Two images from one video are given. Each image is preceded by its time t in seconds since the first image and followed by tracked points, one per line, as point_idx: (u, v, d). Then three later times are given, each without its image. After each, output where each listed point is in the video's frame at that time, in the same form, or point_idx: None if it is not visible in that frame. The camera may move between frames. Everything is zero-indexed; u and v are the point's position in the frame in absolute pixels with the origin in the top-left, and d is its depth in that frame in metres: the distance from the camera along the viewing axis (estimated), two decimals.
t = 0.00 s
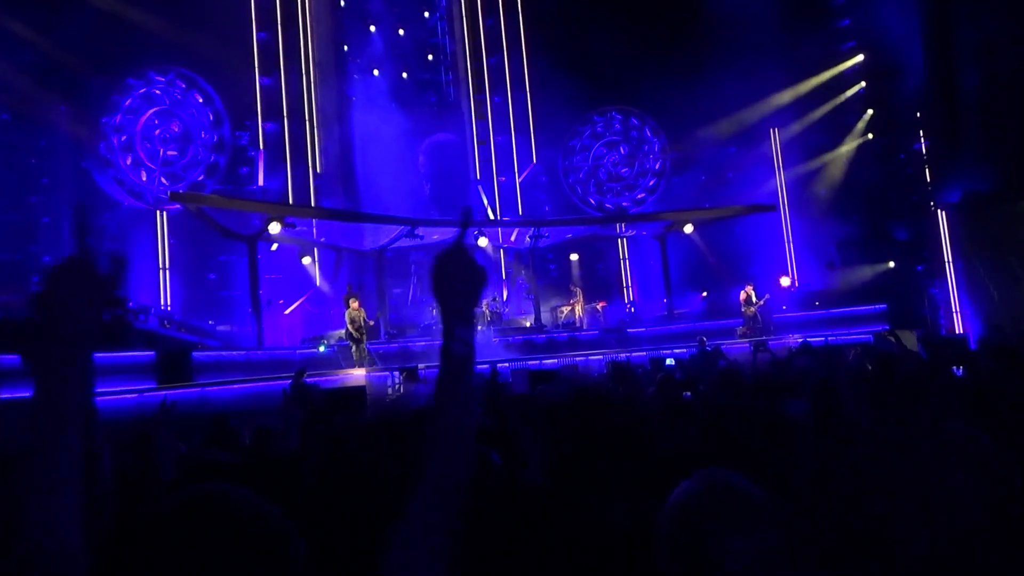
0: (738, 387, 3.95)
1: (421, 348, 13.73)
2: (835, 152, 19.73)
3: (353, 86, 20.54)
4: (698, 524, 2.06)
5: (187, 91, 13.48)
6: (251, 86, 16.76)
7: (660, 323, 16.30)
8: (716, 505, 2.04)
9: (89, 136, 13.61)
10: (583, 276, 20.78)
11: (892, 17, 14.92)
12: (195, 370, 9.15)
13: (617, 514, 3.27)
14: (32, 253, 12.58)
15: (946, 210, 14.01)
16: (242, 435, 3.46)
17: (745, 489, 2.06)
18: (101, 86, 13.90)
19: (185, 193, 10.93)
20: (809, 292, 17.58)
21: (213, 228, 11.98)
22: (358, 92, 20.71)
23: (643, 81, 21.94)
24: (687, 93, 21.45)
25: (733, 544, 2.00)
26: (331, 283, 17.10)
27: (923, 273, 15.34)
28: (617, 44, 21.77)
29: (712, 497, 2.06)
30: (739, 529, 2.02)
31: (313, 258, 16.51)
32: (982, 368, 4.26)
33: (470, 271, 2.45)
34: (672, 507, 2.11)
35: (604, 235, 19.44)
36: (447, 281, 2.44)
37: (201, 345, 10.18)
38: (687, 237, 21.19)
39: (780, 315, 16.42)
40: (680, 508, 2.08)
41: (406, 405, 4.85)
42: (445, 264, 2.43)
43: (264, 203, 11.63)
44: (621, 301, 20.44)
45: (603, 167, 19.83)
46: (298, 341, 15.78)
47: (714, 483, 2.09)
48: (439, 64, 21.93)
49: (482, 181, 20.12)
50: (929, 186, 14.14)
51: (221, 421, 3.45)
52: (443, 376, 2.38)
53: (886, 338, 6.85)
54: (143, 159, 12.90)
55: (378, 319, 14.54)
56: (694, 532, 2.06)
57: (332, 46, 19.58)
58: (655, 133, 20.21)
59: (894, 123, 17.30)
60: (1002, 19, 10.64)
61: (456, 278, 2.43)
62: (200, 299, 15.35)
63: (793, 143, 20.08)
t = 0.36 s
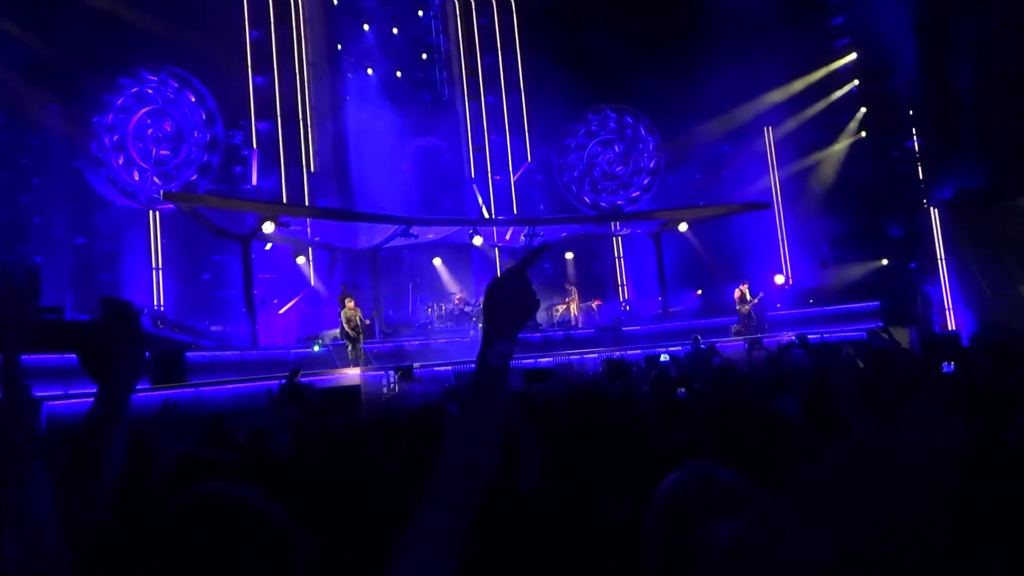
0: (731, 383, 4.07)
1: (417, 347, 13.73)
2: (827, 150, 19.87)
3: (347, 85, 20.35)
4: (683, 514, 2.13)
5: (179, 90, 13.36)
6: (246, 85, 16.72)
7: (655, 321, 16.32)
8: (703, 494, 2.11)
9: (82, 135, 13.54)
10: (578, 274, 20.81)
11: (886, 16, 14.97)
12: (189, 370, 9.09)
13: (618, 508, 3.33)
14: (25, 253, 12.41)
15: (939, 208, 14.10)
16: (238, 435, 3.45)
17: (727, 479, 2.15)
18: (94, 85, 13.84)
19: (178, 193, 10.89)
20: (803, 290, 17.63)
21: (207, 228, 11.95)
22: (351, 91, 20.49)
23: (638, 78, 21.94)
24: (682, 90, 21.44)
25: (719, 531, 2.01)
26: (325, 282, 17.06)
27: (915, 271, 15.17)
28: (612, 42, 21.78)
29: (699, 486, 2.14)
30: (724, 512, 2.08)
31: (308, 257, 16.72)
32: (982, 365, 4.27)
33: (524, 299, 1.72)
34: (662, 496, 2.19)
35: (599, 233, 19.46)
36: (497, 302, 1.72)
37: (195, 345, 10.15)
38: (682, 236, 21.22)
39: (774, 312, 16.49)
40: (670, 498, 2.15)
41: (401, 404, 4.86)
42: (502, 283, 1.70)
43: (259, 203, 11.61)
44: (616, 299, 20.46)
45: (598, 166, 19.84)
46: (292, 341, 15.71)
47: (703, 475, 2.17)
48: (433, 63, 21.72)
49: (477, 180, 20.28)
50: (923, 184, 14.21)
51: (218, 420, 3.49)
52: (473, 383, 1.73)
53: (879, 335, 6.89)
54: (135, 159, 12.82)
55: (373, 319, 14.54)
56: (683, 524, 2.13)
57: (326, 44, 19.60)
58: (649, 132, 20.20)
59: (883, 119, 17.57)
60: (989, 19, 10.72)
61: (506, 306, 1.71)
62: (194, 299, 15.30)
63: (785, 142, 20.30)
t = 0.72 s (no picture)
0: (727, 384, 4.11)
1: (415, 348, 13.71)
2: (825, 155, 19.80)
3: (346, 85, 20.29)
4: (680, 512, 2.20)
5: (178, 88, 13.36)
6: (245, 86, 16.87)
7: (652, 324, 16.33)
8: (699, 489, 2.18)
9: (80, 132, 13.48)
10: (575, 277, 20.84)
11: (885, 22, 15.02)
12: (186, 369, 9.02)
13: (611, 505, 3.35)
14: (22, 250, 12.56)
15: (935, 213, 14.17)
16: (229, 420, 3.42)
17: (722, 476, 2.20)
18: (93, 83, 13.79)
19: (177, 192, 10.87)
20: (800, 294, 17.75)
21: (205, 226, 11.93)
22: (350, 91, 20.40)
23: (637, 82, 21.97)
24: (681, 94, 21.52)
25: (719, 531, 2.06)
26: (322, 282, 16.84)
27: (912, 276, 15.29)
28: (611, 45, 21.80)
29: (696, 485, 2.20)
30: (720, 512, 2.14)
31: (307, 258, 16.66)
32: (974, 367, 4.35)
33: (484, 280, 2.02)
34: (661, 494, 2.25)
35: (597, 236, 19.46)
36: (456, 290, 1.98)
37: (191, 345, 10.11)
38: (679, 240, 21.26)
39: (771, 316, 16.51)
40: (667, 495, 2.22)
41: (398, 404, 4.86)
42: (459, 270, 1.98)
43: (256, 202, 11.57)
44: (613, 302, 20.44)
45: (597, 168, 19.86)
46: (289, 341, 15.76)
47: (699, 473, 2.23)
48: (433, 65, 21.91)
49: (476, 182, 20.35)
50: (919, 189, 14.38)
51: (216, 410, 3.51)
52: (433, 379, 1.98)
53: (875, 340, 6.91)
54: (134, 157, 12.79)
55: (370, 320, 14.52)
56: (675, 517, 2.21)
57: (326, 45, 19.58)
58: (648, 135, 20.20)
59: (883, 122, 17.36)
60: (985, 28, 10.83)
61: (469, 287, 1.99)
62: (191, 298, 15.28)
63: (783, 148, 20.23)
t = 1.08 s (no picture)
0: (730, 395, 4.08)
1: (415, 353, 13.72)
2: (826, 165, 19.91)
3: (348, 90, 20.29)
4: (691, 519, 2.14)
5: (182, 92, 13.50)
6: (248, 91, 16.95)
7: (652, 332, 16.33)
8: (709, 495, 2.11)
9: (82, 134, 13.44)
10: (575, 284, 20.88)
11: (887, 33, 15.08)
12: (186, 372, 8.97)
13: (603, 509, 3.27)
14: (22, 251, 12.48)
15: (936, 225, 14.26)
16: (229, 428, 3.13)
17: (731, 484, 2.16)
18: (95, 85, 13.80)
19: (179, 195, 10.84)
20: (801, 304, 17.67)
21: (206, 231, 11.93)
22: (353, 96, 20.47)
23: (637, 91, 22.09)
24: (682, 103, 21.58)
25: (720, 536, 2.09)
26: (323, 288, 17.02)
27: (913, 288, 15.41)
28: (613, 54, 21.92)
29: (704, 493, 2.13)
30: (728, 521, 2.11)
31: (308, 263, 16.65)
32: (975, 378, 4.34)
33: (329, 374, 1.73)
34: (668, 501, 2.18)
35: (598, 244, 19.47)
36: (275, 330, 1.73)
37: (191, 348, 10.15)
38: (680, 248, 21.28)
39: (771, 325, 16.48)
40: (676, 502, 2.14)
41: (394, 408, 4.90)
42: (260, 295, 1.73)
43: (260, 206, 11.65)
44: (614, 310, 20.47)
45: (598, 176, 19.93)
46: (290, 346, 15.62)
47: (708, 479, 2.17)
48: (435, 71, 22.36)
49: (477, 189, 20.30)
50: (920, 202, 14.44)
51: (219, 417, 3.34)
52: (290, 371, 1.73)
53: (873, 350, 6.94)
54: (137, 160, 12.80)
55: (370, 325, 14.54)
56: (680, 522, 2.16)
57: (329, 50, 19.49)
58: (650, 143, 20.17)
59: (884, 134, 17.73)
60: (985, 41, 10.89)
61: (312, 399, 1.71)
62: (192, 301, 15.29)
63: (783, 158, 20.35)
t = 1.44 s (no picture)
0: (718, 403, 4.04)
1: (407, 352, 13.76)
2: (820, 170, 19.69)
3: (345, 89, 20.49)
4: (685, 519, 2.01)
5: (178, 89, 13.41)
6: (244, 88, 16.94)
7: (644, 334, 16.41)
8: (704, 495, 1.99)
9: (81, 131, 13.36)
10: (569, 284, 20.95)
11: (883, 41, 15.16)
12: (177, 367, 9.05)
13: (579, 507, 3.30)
14: (19, 246, 12.38)
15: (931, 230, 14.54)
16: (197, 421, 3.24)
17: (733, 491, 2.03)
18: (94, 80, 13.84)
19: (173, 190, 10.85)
20: (793, 307, 17.58)
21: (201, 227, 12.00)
22: (349, 95, 20.65)
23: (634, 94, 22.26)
24: (676, 105, 21.89)
25: (720, 537, 1.96)
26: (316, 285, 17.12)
27: (908, 292, 15.65)
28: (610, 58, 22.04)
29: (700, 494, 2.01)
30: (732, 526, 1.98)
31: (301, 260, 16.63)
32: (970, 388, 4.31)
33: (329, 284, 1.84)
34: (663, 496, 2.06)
35: (592, 245, 19.54)
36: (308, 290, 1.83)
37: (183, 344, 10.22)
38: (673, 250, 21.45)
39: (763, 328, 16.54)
40: (667, 501, 2.03)
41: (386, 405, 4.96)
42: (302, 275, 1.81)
43: (254, 204, 11.65)
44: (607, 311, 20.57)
45: (592, 177, 20.03)
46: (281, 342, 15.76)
47: (708, 479, 2.04)
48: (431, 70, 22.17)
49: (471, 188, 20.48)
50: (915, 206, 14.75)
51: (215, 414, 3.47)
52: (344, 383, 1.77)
53: (866, 354, 6.97)
54: (132, 155, 12.83)
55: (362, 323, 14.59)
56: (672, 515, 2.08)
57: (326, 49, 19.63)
58: (645, 145, 20.32)
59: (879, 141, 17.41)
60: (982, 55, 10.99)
61: (312, 293, 1.82)
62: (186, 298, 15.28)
63: (779, 161, 20.23)
